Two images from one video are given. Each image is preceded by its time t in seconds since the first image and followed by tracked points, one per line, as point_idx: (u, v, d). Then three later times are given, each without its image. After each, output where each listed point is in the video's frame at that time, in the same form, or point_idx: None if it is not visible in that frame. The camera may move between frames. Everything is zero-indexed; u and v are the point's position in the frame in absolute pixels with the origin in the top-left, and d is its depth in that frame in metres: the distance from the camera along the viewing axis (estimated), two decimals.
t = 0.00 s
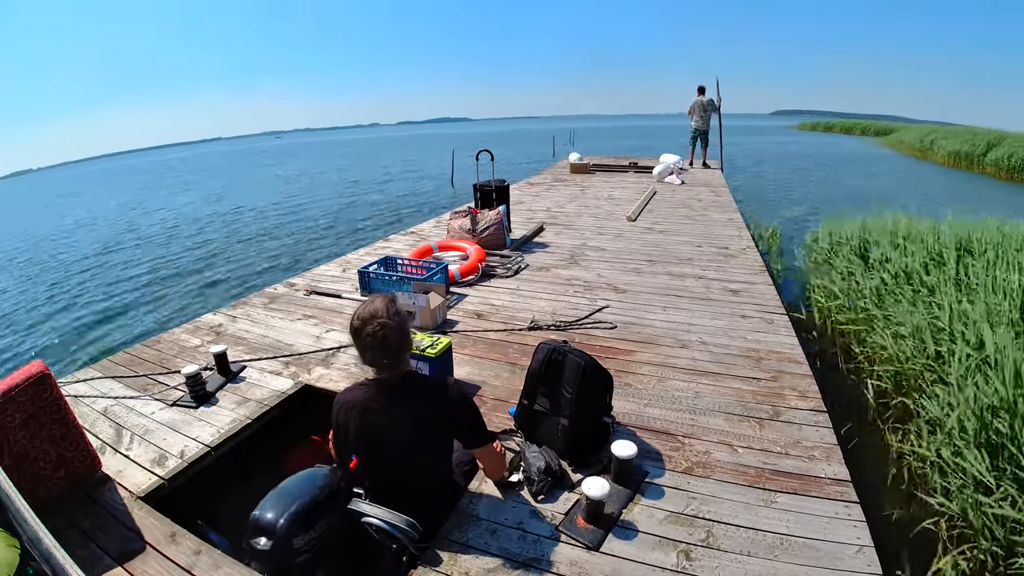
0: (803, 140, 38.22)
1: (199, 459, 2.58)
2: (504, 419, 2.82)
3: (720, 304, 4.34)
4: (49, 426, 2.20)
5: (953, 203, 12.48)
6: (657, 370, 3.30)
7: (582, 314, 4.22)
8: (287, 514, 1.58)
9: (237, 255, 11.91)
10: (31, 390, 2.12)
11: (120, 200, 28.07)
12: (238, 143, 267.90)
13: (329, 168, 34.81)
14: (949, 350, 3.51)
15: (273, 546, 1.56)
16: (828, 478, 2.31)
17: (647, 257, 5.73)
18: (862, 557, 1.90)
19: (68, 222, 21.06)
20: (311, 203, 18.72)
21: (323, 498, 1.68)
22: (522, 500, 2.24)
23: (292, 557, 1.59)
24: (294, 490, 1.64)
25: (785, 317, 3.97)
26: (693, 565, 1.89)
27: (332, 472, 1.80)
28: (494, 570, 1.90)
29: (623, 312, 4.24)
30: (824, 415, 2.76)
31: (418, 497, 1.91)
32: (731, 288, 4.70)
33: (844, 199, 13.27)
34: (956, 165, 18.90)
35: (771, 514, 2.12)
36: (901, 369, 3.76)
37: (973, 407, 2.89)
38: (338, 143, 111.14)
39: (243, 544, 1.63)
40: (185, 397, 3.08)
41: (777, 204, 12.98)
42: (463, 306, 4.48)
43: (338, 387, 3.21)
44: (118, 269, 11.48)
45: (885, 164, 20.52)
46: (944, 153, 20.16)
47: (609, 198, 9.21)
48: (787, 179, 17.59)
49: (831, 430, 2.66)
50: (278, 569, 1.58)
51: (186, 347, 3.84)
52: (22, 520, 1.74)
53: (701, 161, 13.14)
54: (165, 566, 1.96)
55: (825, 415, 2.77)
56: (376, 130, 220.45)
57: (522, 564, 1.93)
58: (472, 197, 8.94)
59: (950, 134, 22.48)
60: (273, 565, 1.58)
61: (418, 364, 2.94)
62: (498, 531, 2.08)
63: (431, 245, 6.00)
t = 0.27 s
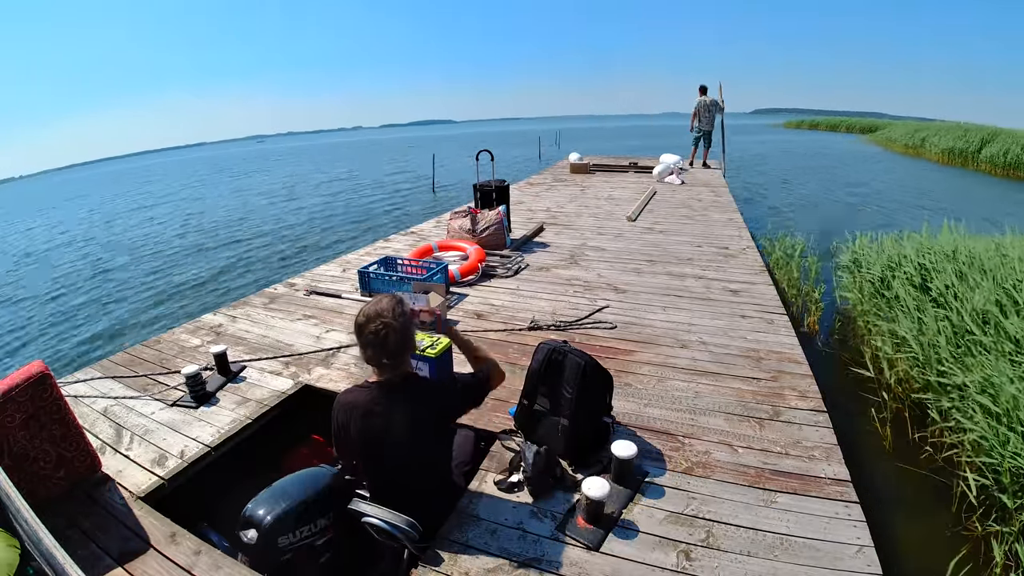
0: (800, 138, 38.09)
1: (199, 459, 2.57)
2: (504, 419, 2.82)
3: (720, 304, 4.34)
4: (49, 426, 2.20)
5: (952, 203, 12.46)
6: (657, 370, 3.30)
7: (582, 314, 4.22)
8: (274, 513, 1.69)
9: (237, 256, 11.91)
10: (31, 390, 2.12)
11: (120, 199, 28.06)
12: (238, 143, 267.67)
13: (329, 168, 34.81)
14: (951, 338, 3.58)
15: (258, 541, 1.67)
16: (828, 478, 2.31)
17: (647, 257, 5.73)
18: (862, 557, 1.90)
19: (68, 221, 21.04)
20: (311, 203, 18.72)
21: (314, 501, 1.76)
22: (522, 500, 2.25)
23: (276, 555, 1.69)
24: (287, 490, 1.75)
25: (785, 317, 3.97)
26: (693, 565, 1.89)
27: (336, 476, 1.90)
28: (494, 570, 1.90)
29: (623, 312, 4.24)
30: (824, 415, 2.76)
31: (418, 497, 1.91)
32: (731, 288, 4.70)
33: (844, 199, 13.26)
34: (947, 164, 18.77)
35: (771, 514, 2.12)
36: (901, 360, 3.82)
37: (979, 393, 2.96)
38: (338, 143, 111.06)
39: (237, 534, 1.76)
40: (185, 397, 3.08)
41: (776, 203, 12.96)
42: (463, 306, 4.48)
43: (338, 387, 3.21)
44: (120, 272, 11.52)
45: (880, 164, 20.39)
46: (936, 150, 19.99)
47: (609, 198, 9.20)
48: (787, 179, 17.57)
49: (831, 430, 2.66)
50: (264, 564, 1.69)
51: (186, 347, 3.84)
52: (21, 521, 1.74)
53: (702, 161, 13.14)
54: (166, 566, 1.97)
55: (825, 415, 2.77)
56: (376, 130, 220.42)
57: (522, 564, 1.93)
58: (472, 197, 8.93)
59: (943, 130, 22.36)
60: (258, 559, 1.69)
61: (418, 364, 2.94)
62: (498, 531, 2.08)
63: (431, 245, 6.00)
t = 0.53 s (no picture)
0: (798, 138, 38.08)
1: (199, 459, 2.57)
2: (504, 419, 2.82)
3: (720, 304, 4.34)
4: (49, 426, 2.20)
5: (952, 204, 12.47)
6: (657, 370, 3.30)
7: (582, 314, 4.22)
8: (270, 511, 1.72)
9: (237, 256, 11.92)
10: (31, 390, 2.12)
11: (119, 198, 28.03)
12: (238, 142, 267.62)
13: (329, 168, 34.82)
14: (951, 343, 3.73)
15: (254, 538, 1.72)
16: (828, 478, 2.31)
17: (647, 257, 5.73)
18: (862, 556, 1.91)
19: (67, 220, 21.02)
20: (311, 203, 18.71)
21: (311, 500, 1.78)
22: (521, 499, 2.25)
23: (270, 553, 1.72)
24: (284, 489, 1.78)
25: (786, 317, 3.97)
26: (693, 565, 1.89)
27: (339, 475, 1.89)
28: (494, 570, 1.90)
29: (623, 312, 4.24)
30: (824, 415, 2.76)
31: (418, 498, 1.91)
32: (731, 288, 4.70)
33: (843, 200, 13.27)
34: (946, 166, 18.73)
35: (771, 514, 2.12)
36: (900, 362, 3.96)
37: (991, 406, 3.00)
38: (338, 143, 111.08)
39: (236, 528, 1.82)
40: (185, 397, 3.08)
41: (776, 204, 12.98)
42: (463, 306, 4.48)
43: (338, 387, 3.21)
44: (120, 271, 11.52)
45: (877, 164, 20.38)
46: (931, 151, 19.97)
47: (609, 198, 9.20)
48: (786, 179, 17.57)
49: (831, 429, 2.66)
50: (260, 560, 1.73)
51: (186, 347, 3.84)
52: (21, 520, 1.74)
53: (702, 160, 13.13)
54: (166, 566, 1.96)
55: (825, 415, 2.77)
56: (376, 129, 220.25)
57: (522, 564, 1.93)
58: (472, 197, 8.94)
59: (939, 130, 22.38)
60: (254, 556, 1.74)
61: (417, 364, 2.93)
62: (498, 531, 2.08)
63: (431, 245, 6.00)
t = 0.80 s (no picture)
0: (798, 137, 38.08)
1: (199, 459, 2.58)
2: (504, 419, 2.82)
3: (720, 304, 4.35)
4: (49, 426, 2.20)
5: (951, 206, 12.49)
6: (657, 370, 3.30)
7: (582, 314, 4.22)
8: (265, 508, 1.72)
9: (237, 256, 11.93)
10: (31, 390, 2.12)
11: (119, 198, 28.05)
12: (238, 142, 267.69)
13: (329, 168, 34.85)
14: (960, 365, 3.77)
15: (247, 531, 1.72)
16: (828, 478, 2.31)
17: (647, 257, 5.74)
18: (862, 557, 1.90)
19: (68, 220, 21.04)
20: (311, 203, 18.72)
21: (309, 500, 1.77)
22: (521, 499, 2.25)
23: (263, 548, 1.72)
24: (283, 486, 1.77)
25: (786, 317, 3.97)
26: (693, 565, 1.89)
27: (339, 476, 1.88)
28: (494, 570, 1.90)
29: (623, 312, 4.24)
30: (824, 415, 2.76)
31: (419, 498, 1.91)
32: (731, 288, 4.70)
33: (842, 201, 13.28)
34: (947, 169, 18.71)
35: (771, 514, 2.12)
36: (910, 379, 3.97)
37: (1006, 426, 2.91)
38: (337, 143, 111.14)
39: (231, 518, 1.82)
40: (186, 397, 3.08)
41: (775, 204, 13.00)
42: (463, 306, 4.48)
43: (338, 387, 3.21)
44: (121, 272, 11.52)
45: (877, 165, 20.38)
46: (931, 151, 19.95)
47: (609, 198, 9.21)
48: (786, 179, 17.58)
49: (831, 429, 2.66)
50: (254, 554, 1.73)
51: (186, 347, 3.84)
52: (21, 520, 1.74)
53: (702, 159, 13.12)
54: (166, 566, 1.97)
55: (825, 415, 2.77)
56: (376, 129, 220.16)
57: (522, 564, 1.93)
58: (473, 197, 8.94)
59: (939, 130, 22.38)
60: (247, 549, 1.74)
61: (417, 363, 2.93)
62: (498, 531, 2.08)
63: (431, 245, 6.00)
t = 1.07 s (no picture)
0: (798, 138, 38.06)
1: (199, 459, 2.57)
2: (504, 419, 2.82)
3: (720, 304, 4.35)
4: (49, 426, 2.20)
5: (952, 206, 12.49)
6: (657, 370, 3.30)
7: (582, 314, 4.22)
8: (265, 508, 1.71)
9: (237, 255, 11.92)
10: (31, 390, 2.12)
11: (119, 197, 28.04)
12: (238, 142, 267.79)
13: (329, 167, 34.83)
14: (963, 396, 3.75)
15: (247, 531, 1.71)
16: (828, 478, 2.31)
17: (647, 257, 5.74)
18: (862, 557, 1.90)
19: (68, 220, 21.06)
20: (311, 203, 18.71)
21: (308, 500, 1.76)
22: (521, 499, 2.25)
23: (262, 548, 1.72)
24: (282, 487, 1.76)
25: (786, 317, 3.97)
26: (693, 565, 1.89)
27: (338, 476, 1.88)
28: (494, 570, 1.90)
29: (623, 312, 4.25)
30: (824, 415, 2.76)
31: (418, 498, 1.90)
32: (731, 288, 4.70)
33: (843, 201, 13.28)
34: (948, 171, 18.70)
35: (771, 514, 2.12)
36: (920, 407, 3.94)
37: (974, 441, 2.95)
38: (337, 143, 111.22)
39: (231, 517, 1.82)
40: (185, 397, 3.08)
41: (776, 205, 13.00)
42: (463, 306, 4.48)
43: (337, 387, 3.21)
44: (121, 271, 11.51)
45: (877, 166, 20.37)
46: (932, 152, 19.94)
47: (609, 198, 9.21)
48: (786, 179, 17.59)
49: (830, 430, 2.66)
50: (257, 554, 1.73)
51: (186, 347, 3.84)
52: (21, 520, 1.74)
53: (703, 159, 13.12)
54: (165, 566, 1.96)
55: (825, 415, 2.77)
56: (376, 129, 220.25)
57: (522, 564, 1.93)
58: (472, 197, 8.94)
59: (938, 132, 22.39)
60: (246, 549, 1.74)
61: (417, 363, 2.93)
62: (498, 531, 2.08)
63: (431, 245, 6.00)
